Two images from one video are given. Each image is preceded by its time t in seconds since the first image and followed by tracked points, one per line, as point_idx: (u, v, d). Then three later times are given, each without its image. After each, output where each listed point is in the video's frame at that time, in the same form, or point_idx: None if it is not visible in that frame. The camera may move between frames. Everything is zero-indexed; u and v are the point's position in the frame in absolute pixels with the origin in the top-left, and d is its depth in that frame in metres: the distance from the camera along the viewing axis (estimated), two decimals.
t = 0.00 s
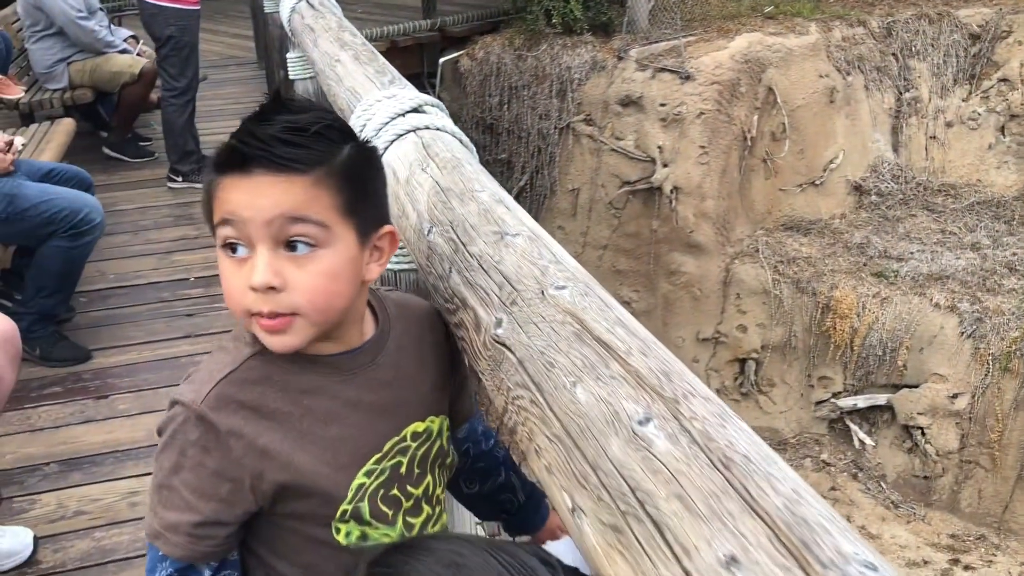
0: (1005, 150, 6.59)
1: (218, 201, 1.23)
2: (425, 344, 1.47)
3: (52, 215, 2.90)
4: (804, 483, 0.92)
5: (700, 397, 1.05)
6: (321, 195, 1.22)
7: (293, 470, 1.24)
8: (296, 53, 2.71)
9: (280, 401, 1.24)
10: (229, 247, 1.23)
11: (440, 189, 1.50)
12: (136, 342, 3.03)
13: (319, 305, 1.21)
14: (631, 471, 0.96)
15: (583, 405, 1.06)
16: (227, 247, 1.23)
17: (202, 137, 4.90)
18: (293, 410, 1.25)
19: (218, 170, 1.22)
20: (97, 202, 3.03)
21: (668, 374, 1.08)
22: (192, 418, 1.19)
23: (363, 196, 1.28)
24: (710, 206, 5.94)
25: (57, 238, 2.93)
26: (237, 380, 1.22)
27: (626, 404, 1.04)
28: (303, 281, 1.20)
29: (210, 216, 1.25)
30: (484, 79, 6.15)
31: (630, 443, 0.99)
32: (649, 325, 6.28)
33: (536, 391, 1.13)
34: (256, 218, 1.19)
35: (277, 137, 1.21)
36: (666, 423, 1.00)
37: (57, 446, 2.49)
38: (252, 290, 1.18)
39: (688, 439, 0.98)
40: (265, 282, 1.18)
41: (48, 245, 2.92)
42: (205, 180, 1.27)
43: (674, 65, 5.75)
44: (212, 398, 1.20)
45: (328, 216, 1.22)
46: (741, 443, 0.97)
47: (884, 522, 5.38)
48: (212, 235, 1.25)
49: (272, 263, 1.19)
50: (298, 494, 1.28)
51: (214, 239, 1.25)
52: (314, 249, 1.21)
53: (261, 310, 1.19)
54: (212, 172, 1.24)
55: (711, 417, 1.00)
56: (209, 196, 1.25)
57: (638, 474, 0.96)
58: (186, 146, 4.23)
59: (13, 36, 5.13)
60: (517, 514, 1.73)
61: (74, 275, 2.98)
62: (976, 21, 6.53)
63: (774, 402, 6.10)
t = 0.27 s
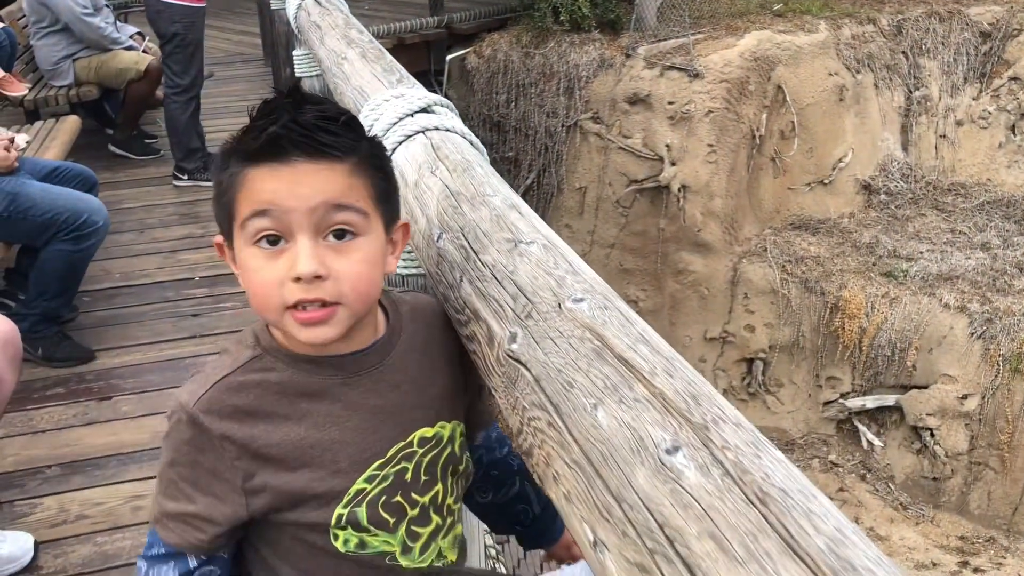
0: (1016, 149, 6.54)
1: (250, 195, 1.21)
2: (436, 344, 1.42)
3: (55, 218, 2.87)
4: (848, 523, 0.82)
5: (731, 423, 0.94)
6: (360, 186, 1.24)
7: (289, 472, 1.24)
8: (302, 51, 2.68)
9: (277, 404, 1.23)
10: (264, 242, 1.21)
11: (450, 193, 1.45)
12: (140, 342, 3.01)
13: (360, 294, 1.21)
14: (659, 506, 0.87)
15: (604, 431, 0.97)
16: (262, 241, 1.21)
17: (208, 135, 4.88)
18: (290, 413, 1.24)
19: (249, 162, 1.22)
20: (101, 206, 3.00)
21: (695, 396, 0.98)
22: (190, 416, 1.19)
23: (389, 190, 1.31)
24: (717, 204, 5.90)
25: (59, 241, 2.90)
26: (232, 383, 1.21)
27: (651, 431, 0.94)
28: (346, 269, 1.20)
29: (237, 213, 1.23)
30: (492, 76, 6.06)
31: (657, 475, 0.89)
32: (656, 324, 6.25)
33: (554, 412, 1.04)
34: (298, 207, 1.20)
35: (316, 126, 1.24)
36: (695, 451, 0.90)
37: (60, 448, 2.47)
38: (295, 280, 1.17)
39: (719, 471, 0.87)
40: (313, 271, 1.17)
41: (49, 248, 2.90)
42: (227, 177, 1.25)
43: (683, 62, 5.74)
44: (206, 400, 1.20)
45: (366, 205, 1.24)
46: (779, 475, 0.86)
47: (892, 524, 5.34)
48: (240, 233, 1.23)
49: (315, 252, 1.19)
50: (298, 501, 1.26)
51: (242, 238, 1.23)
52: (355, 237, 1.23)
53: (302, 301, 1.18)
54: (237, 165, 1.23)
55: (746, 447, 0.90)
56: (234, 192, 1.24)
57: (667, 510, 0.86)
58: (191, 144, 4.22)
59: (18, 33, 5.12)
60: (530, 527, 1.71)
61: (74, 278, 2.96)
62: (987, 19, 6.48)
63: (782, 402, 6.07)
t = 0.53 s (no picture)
0: None
1: (290, 180, 1.11)
2: (440, 338, 1.35)
3: (59, 228, 2.87)
4: (884, 555, 0.77)
5: (757, 444, 0.89)
6: (384, 176, 1.18)
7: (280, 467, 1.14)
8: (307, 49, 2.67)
9: (274, 393, 1.14)
10: (304, 229, 1.10)
11: (458, 197, 1.43)
12: (145, 342, 3.00)
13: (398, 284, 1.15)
14: (681, 535, 0.82)
15: (622, 452, 0.92)
16: (301, 229, 1.10)
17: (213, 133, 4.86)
18: (286, 402, 1.14)
19: (286, 145, 1.11)
20: (105, 219, 3.00)
21: (717, 414, 0.93)
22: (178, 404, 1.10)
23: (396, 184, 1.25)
24: (724, 203, 5.87)
25: (59, 250, 2.90)
26: (230, 369, 1.13)
27: (672, 452, 0.89)
28: (391, 257, 1.13)
29: (267, 201, 1.12)
30: (498, 74, 6.03)
31: (679, 500, 0.85)
32: (662, 323, 6.23)
33: (570, 430, 1.01)
34: (343, 197, 1.11)
35: (342, 116, 1.16)
36: (719, 475, 0.85)
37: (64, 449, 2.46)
38: (348, 270, 1.10)
39: (745, 497, 0.82)
40: (366, 257, 1.10)
41: (49, 256, 2.89)
42: (250, 163, 1.13)
43: (690, 60, 5.69)
44: (202, 384, 1.11)
45: (391, 195, 1.18)
46: (809, 502, 0.81)
47: (900, 525, 5.32)
48: (271, 222, 1.11)
49: (360, 240, 1.12)
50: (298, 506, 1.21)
51: (274, 227, 1.11)
52: (388, 228, 1.16)
53: (351, 291, 1.11)
54: (268, 150, 1.12)
55: (774, 471, 0.85)
56: (262, 178, 1.12)
57: (689, 539, 0.81)
58: (194, 142, 4.19)
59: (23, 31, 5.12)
60: (526, 534, 1.61)
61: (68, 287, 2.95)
62: (996, 16, 6.44)
63: (789, 401, 6.06)
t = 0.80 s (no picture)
0: None
1: (386, 169, 1.04)
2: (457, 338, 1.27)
3: (65, 226, 2.86)
4: None
5: (783, 462, 0.88)
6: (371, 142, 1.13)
7: (289, 456, 1.03)
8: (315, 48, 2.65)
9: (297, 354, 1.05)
10: (410, 207, 1.07)
11: (470, 199, 1.40)
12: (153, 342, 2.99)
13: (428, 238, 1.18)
14: (705, 556, 0.81)
15: (643, 468, 0.91)
16: (409, 207, 1.07)
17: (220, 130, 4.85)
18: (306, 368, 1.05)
19: (376, 134, 1.03)
20: (112, 217, 2.99)
21: (741, 430, 0.92)
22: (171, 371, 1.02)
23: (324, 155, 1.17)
24: (734, 201, 5.83)
25: (67, 247, 2.89)
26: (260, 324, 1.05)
27: (695, 470, 0.88)
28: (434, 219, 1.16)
29: (376, 193, 1.03)
30: (505, 71, 5.99)
31: (703, 520, 0.84)
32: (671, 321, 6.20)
33: (587, 444, 0.99)
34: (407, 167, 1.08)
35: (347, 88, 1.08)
36: (745, 495, 0.84)
37: (71, 450, 2.45)
38: (438, 230, 1.11)
39: (772, 518, 0.82)
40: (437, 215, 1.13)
41: (56, 253, 2.88)
42: (342, 164, 1.00)
43: (699, 57, 5.65)
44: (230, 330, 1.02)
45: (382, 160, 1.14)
46: (837, 525, 0.81)
47: (909, 525, 5.29)
48: (384, 211, 1.04)
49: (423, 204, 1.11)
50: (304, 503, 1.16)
51: (388, 215, 1.04)
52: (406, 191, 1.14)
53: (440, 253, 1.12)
54: (357, 146, 1.01)
55: (799, 489, 0.84)
56: (363, 176, 1.01)
57: (714, 561, 0.80)
58: (202, 140, 4.18)
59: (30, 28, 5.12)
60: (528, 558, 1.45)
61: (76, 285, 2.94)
62: (1008, 14, 6.39)
63: (798, 401, 6.03)
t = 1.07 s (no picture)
0: None
1: (402, 174, 1.11)
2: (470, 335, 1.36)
3: (76, 227, 2.87)
4: None
5: (799, 480, 0.87)
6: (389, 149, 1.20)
7: (325, 463, 1.12)
8: (326, 51, 2.65)
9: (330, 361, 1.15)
10: (429, 210, 1.15)
11: (481, 208, 1.41)
12: (163, 343, 3.00)
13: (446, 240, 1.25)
14: None
15: (656, 486, 0.91)
16: (427, 211, 1.15)
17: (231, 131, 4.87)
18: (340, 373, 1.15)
19: (393, 140, 1.10)
20: (123, 217, 2.99)
21: (756, 446, 0.91)
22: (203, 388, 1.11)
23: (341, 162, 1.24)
24: (743, 204, 5.80)
25: (77, 247, 2.90)
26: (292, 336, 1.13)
27: (709, 487, 0.87)
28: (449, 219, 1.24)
29: (395, 199, 1.11)
30: (515, 74, 6.05)
31: (717, 540, 0.83)
32: (679, 324, 6.19)
33: (599, 460, 0.99)
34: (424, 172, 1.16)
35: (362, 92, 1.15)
36: (760, 515, 0.83)
37: (80, 452, 2.46)
38: (453, 232, 1.19)
39: (787, 538, 0.81)
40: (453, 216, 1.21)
41: (67, 254, 2.89)
42: (361, 170, 1.07)
43: (709, 60, 5.65)
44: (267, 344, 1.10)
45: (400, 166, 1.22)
46: (854, 546, 0.80)
47: (919, 530, 5.28)
48: (404, 214, 1.12)
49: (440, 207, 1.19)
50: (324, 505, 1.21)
51: (408, 219, 1.12)
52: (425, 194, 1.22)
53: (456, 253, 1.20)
54: (375, 152, 1.08)
55: (815, 510, 0.83)
56: (383, 180, 1.09)
57: None
58: (212, 142, 4.20)
59: (43, 29, 5.15)
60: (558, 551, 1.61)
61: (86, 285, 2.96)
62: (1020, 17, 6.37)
63: (807, 405, 5.98)
